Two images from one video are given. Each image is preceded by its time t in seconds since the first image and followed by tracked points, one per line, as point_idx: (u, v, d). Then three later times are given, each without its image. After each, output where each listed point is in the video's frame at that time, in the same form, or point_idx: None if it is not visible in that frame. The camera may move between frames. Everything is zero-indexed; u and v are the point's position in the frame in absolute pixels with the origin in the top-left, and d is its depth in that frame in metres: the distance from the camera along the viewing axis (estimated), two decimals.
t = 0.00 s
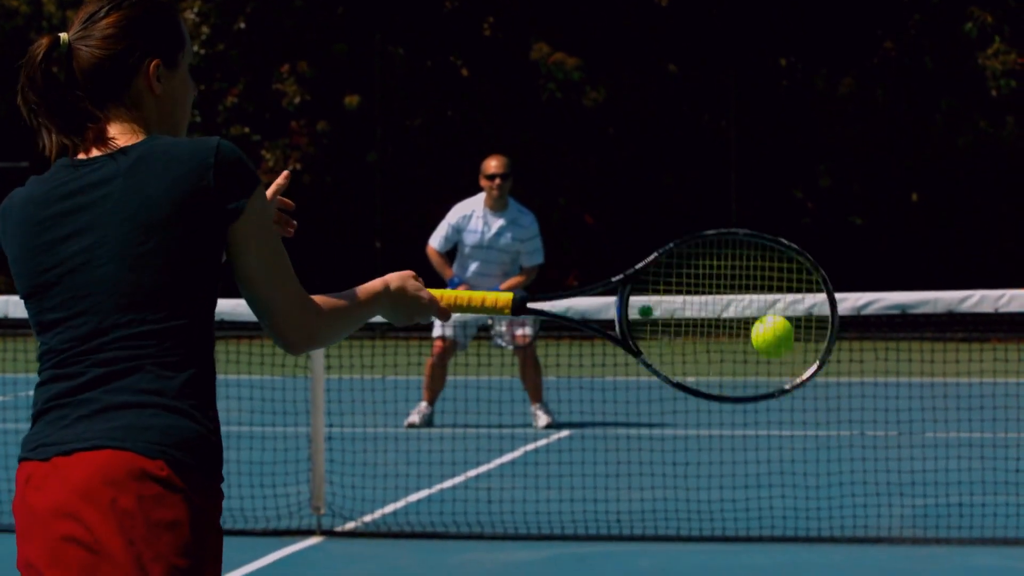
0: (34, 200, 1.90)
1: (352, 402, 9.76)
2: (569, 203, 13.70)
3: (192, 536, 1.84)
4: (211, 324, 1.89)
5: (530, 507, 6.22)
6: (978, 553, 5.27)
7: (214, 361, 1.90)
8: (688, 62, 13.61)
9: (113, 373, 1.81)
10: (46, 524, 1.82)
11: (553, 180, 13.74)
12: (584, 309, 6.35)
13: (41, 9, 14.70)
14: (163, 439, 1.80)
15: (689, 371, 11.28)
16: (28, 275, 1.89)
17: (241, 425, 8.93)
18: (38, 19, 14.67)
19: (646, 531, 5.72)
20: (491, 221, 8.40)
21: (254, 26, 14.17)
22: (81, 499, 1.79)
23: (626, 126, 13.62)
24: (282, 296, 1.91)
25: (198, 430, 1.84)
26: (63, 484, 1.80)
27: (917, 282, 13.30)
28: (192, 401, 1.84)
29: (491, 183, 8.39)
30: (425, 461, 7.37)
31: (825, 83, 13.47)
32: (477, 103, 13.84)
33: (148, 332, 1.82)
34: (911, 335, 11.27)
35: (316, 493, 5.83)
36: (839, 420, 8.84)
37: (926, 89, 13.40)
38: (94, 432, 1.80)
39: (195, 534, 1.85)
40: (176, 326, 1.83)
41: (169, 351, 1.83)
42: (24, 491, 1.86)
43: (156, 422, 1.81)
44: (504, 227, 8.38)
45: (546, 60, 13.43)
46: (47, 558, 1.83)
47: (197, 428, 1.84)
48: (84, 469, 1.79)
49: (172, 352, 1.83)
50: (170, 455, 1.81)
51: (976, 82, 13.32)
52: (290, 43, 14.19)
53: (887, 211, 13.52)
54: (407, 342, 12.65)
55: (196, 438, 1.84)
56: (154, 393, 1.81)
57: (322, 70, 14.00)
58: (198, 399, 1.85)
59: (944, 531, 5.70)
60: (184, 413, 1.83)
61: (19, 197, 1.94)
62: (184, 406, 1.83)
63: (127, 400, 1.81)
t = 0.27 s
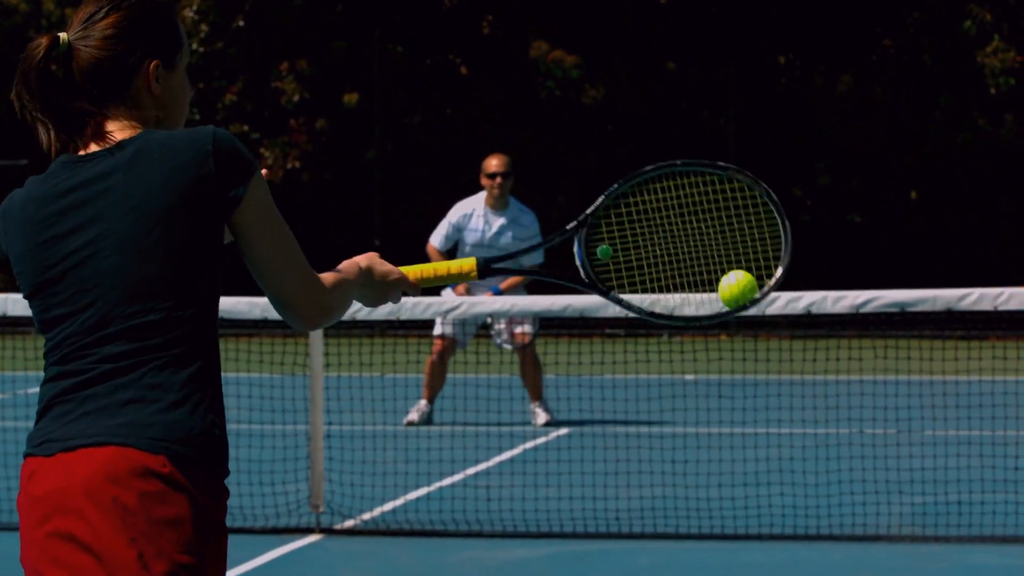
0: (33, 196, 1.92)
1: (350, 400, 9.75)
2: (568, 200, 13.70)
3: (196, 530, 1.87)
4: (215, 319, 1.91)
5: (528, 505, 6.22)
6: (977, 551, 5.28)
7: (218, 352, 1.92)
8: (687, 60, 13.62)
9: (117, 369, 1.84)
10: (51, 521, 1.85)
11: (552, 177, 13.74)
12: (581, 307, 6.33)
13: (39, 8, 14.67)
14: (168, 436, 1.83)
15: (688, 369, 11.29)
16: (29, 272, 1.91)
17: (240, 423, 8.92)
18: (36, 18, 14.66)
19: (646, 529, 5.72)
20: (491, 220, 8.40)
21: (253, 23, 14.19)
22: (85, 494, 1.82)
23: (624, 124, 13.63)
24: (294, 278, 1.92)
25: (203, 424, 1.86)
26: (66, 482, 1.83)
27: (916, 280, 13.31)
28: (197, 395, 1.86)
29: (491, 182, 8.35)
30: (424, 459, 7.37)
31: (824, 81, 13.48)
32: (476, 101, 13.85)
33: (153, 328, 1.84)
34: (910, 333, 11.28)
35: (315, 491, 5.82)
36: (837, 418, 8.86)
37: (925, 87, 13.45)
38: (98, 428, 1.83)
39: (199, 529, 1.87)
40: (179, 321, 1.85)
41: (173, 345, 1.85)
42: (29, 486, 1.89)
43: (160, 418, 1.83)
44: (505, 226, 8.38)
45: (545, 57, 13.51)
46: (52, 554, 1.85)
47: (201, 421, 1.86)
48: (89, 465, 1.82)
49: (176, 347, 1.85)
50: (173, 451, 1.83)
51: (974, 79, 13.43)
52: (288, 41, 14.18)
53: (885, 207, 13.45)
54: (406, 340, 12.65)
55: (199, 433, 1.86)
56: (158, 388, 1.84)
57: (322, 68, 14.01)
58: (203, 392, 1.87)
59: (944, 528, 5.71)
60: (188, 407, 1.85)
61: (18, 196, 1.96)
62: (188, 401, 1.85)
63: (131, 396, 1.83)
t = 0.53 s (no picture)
0: (36, 198, 1.99)
1: (350, 398, 9.74)
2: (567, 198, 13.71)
3: (201, 524, 1.94)
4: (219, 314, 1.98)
5: (527, 504, 6.22)
6: (976, 548, 5.28)
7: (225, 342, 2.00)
8: (686, 58, 13.63)
9: (122, 365, 1.91)
10: (60, 517, 1.93)
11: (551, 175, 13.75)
12: (581, 306, 6.30)
13: (38, 6, 14.65)
14: (174, 431, 1.90)
15: (687, 367, 11.28)
16: (34, 271, 1.98)
17: (238, 422, 8.90)
18: (35, 16, 14.65)
19: (645, 527, 5.72)
20: (493, 219, 8.38)
21: (253, 21, 14.27)
22: (92, 490, 1.89)
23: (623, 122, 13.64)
24: (293, 246, 1.99)
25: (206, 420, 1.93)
26: (72, 479, 1.90)
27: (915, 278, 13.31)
28: (202, 388, 1.93)
29: (492, 180, 8.34)
30: (424, 458, 7.36)
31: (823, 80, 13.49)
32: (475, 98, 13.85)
33: (157, 323, 1.91)
34: (910, 331, 11.28)
35: (314, 488, 5.83)
36: (836, 416, 8.86)
37: (923, 87, 13.47)
38: (104, 426, 1.90)
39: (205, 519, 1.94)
40: (184, 314, 1.92)
41: (178, 340, 1.92)
42: (35, 480, 1.96)
43: (165, 413, 1.90)
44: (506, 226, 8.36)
45: (544, 56, 13.56)
46: (63, 549, 1.93)
47: (205, 415, 1.93)
48: (94, 462, 1.89)
49: (180, 342, 1.92)
50: (177, 446, 1.90)
51: (972, 77, 13.52)
52: (288, 39, 14.22)
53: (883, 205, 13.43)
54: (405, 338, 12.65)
55: (203, 426, 1.93)
56: (163, 383, 1.91)
57: (323, 65, 14.07)
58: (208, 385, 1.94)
59: (943, 526, 5.71)
60: (193, 402, 1.92)
61: (20, 196, 2.03)
62: (193, 395, 1.92)
63: (136, 392, 1.91)
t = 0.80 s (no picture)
0: (38, 206, 2.13)
1: (350, 396, 9.75)
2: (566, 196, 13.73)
3: (205, 513, 2.09)
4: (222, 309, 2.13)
5: (526, 501, 6.24)
6: (977, 548, 5.26)
7: (229, 334, 2.15)
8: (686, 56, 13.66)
9: (127, 362, 2.06)
10: (69, 513, 2.07)
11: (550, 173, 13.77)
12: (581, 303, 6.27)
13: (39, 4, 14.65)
14: (179, 425, 2.05)
15: (688, 365, 11.26)
16: (42, 271, 2.12)
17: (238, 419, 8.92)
18: (35, 14, 14.67)
19: (644, 525, 5.72)
20: (495, 216, 8.38)
21: (253, 19, 14.29)
22: (100, 482, 2.04)
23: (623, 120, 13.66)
24: (286, 206, 2.11)
25: (209, 412, 2.08)
26: (81, 474, 2.05)
27: (913, 276, 13.34)
28: (206, 382, 2.09)
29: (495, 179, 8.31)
30: (423, 455, 7.37)
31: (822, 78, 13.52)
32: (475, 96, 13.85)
33: (161, 318, 2.05)
34: (910, 329, 11.29)
35: (314, 486, 5.83)
36: (838, 414, 8.83)
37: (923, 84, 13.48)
38: (111, 423, 2.05)
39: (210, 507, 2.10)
40: (188, 310, 2.07)
41: (183, 337, 2.07)
42: (44, 470, 2.10)
43: (170, 409, 2.05)
44: (507, 223, 8.37)
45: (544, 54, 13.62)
46: (73, 544, 2.08)
47: (208, 409, 2.08)
48: (102, 455, 2.04)
49: (183, 337, 2.07)
50: (183, 440, 2.05)
51: (972, 74, 13.48)
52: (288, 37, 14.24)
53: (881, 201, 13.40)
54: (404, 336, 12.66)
55: (206, 420, 2.07)
56: (168, 378, 2.06)
57: (322, 63, 14.06)
58: (211, 379, 2.09)
59: (943, 525, 5.70)
60: (196, 398, 2.07)
61: (21, 200, 2.17)
62: (197, 390, 2.07)
63: (142, 388, 2.05)
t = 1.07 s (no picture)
0: (41, 206, 2.14)
1: (349, 394, 9.74)
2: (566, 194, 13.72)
3: (211, 510, 2.10)
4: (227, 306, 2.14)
5: (526, 499, 6.23)
6: (977, 545, 5.27)
7: (233, 331, 2.16)
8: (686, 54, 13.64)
9: (132, 360, 2.07)
10: (74, 513, 2.08)
11: (550, 172, 13.76)
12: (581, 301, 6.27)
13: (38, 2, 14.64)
14: (184, 421, 2.06)
15: (688, 363, 11.26)
16: (45, 272, 2.12)
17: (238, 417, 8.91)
18: (35, 12, 14.65)
19: (643, 523, 5.72)
20: (496, 215, 8.38)
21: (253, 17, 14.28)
22: (106, 479, 2.05)
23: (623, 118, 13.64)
24: (281, 190, 2.11)
25: (214, 407, 2.09)
26: (86, 473, 2.06)
27: (913, 274, 13.33)
28: (211, 378, 2.10)
29: (496, 177, 8.29)
30: (423, 453, 7.37)
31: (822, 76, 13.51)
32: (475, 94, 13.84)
33: (165, 315, 2.06)
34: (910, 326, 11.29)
35: (314, 484, 5.84)
36: (838, 412, 8.84)
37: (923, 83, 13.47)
38: (115, 420, 2.06)
39: (216, 503, 2.11)
40: (191, 308, 2.08)
41: (188, 333, 2.08)
42: (50, 471, 2.11)
43: (176, 405, 2.06)
44: (508, 221, 8.36)
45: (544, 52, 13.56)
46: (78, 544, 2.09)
47: (213, 405, 2.09)
48: (108, 452, 2.05)
49: (188, 335, 2.08)
50: (189, 435, 2.06)
51: (972, 73, 13.41)
52: (288, 35, 14.23)
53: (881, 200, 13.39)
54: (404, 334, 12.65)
55: (210, 416, 2.08)
56: (172, 375, 2.07)
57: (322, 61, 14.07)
58: (217, 375, 2.11)
59: (943, 522, 5.71)
60: (201, 395, 2.08)
61: (24, 200, 2.17)
62: (202, 387, 2.08)
63: (145, 386, 2.06)
